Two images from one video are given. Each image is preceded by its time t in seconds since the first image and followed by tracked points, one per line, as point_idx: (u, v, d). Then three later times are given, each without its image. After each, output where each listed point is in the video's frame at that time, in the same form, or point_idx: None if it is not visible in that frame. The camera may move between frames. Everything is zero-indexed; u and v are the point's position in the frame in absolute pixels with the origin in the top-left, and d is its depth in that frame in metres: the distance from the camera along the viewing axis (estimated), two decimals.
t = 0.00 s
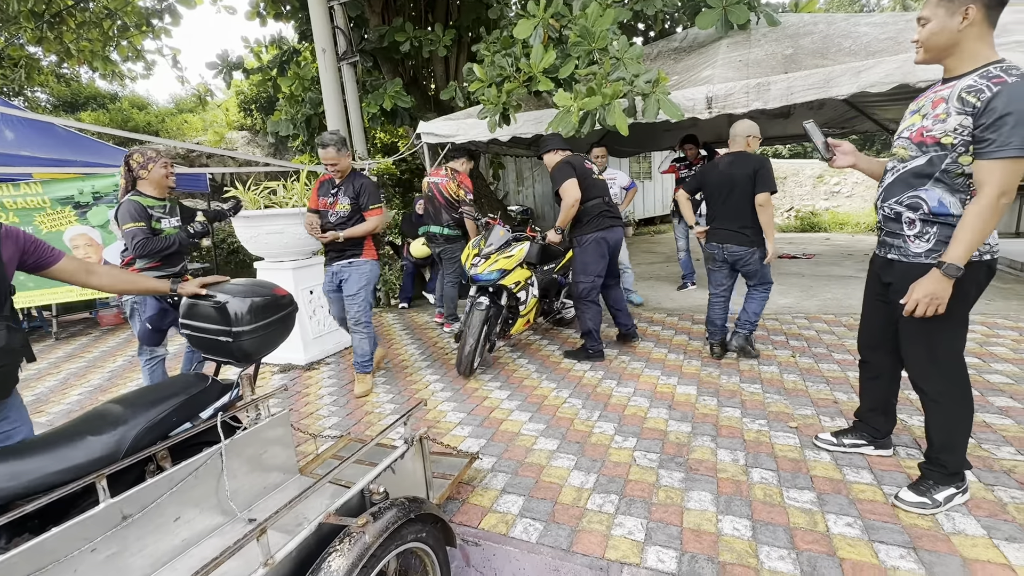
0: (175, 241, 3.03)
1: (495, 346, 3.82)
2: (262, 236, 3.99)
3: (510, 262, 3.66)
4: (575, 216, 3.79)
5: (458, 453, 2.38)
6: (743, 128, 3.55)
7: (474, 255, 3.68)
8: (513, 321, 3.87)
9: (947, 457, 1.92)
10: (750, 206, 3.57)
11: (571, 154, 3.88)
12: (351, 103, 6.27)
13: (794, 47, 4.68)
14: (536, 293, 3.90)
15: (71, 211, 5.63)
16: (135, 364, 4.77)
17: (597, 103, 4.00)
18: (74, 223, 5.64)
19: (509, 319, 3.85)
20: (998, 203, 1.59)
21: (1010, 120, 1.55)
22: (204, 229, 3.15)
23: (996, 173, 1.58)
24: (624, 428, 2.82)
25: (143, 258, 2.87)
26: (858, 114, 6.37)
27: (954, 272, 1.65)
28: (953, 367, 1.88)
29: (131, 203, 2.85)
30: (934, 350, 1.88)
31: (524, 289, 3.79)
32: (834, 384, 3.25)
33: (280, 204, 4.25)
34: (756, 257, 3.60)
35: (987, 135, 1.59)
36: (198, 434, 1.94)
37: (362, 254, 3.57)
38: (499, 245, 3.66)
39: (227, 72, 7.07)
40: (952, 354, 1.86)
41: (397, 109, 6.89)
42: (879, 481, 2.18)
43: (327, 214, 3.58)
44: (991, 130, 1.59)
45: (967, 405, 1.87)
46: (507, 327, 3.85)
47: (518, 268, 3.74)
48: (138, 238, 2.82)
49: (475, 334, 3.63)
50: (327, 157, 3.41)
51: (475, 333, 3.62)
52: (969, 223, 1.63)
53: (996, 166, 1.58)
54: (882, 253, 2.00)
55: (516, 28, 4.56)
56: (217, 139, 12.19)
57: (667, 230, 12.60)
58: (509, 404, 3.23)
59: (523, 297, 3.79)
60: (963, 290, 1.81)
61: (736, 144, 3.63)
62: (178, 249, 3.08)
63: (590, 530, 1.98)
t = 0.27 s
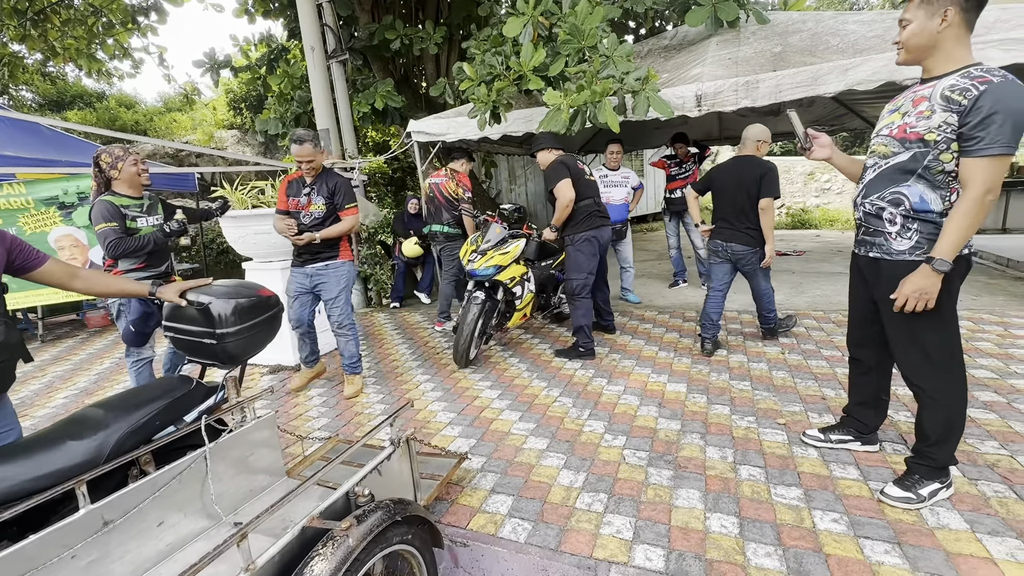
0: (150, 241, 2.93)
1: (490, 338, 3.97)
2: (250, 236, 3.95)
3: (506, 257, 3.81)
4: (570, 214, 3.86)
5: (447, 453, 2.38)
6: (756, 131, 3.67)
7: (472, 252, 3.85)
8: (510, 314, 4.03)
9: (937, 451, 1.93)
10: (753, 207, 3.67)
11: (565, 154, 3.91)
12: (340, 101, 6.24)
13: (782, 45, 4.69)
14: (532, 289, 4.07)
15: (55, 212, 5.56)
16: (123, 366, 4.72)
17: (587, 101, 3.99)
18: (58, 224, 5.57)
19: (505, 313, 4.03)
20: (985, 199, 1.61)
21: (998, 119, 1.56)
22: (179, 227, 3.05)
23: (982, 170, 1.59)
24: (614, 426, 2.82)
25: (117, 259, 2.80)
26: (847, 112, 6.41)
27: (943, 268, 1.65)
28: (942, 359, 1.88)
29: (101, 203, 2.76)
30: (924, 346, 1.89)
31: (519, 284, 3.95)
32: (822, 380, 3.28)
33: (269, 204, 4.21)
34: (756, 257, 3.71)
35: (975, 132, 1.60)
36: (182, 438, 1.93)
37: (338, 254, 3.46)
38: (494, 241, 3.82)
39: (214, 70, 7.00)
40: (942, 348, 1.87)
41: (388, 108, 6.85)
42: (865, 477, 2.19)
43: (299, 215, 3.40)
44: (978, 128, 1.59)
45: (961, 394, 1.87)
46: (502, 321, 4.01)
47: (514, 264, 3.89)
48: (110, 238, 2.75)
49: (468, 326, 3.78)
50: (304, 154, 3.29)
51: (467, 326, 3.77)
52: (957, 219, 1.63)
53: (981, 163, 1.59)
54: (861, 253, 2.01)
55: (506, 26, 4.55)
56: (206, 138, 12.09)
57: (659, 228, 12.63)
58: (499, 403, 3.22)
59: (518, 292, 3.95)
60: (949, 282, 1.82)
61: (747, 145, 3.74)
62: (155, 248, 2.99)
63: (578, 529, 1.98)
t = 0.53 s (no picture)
0: (116, 245, 2.86)
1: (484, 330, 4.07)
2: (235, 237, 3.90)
3: (497, 254, 3.91)
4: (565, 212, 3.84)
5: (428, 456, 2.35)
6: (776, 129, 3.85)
7: (465, 247, 3.96)
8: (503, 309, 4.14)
9: (924, 448, 1.89)
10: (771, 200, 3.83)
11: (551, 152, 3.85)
12: (327, 99, 6.18)
13: (771, 42, 4.68)
14: (525, 284, 4.18)
15: (34, 212, 5.48)
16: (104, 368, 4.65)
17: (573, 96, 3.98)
18: (37, 224, 5.48)
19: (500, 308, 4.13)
20: (967, 194, 1.58)
21: (977, 113, 1.54)
22: (146, 231, 2.97)
23: (963, 164, 1.57)
24: (599, 427, 2.80)
25: (81, 263, 2.74)
26: (836, 109, 6.42)
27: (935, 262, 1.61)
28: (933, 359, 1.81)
29: (70, 206, 2.71)
30: (912, 344, 1.83)
31: (510, 279, 4.06)
32: (808, 378, 3.28)
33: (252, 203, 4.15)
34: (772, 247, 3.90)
35: (955, 127, 1.58)
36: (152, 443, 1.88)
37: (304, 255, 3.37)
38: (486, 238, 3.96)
39: (199, 67, 6.91)
40: (931, 344, 1.80)
41: (377, 106, 6.80)
42: (848, 476, 2.18)
43: (258, 220, 3.17)
44: (959, 122, 1.58)
45: (951, 389, 1.80)
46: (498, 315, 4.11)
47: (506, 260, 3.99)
48: (74, 243, 2.70)
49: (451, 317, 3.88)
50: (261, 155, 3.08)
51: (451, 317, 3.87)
52: (941, 214, 1.61)
53: (962, 157, 1.57)
54: (844, 251, 1.99)
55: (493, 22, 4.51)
56: (194, 136, 11.96)
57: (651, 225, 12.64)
58: (485, 404, 3.19)
59: (510, 287, 4.06)
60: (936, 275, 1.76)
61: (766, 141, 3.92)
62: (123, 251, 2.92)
63: (558, 532, 1.96)
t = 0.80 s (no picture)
0: (64, 249, 2.72)
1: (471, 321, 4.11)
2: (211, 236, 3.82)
3: (486, 251, 3.95)
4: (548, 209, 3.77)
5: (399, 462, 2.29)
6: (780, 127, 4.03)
7: (455, 243, 3.96)
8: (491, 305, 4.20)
9: (901, 453, 1.84)
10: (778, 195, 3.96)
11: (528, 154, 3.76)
12: (311, 96, 6.09)
13: (759, 38, 4.62)
14: (514, 281, 4.22)
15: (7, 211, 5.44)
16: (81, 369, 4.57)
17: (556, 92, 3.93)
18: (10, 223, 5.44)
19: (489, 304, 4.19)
20: (940, 192, 1.54)
21: (949, 109, 1.49)
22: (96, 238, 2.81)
23: (935, 161, 1.52)
24: (578, 430, 2.75)
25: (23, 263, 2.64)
26: (826, 107, 6.39)
27: (907, 263, 1.56)
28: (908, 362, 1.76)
29: (28, 204, 2.63)
30: (888, 346, 1.78)
31: (499, 276, 4.10)
32: (792, 379, 3.23)
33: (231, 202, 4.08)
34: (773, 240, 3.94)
35: (927, 123, 1.53)
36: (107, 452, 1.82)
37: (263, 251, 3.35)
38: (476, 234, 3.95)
39: (182, 63, 6.80)
40: (907, 347, 1.76)
41: (363, 103, 6.71)
42: (826, 481, 2.14)
43: (209, 220, 3.08)
44: (930, 119, 1.53)
45: (928, 392, 1.76)
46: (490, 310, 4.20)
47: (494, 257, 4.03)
48: (19, 242, 2.61)
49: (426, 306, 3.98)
50: (204, 154, 2.93)
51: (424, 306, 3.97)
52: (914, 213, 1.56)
53: (934, 154, 1.52)
54: (821, 251, 1.94)
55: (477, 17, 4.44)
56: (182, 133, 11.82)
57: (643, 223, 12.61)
58: (464, 406, 3.14)
59: (498, 282, 4.11)
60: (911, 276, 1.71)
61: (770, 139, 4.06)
62: (72, 256, 2.78)
63: (528, 541, 1.91)
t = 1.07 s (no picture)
0: (21, 251, 2.67)
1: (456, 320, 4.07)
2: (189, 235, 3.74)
3: (474, 249, 3.88)
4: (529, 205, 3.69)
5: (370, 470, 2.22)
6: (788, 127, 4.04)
7: (442, 242, 3.90)
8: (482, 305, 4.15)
9: (884, 462, 1.78)
10: (782, 198, 4.00)
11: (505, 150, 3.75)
12: (297, 92, 6.00)
13: (750, 34, 4.55)
14: (503, 279, 4.15)
15: None
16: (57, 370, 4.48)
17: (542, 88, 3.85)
18: None
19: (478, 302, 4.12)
20: (916, 191, 1.47)
21: (924, 104, 1.42)
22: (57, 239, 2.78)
23: (911, 160, 1.45)
24: (558, 435, 2.68)
25: None
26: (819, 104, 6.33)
27: (874, 265, 1.52)
28: (887, 366, 1.69)
29: None
30: (866, 350, 1.72)
31: (488, 274, 4.04)
32: (778, 382, 3.17)
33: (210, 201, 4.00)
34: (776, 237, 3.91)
35: (903, 120, 1.46)
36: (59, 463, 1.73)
37: (230, 250, 3.27)
38: (464, 232, 3.88)
39: (166, 59, 6.70)
40: (886, 351, 1.69)
41: (351, 100, 6.61)
42: (808, 489, 2.08)
43: (170, 220, 3.01)
44: (906, 116, 1.46)
45: (910, 399, 1.69)
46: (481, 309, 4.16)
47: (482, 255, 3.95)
48: None
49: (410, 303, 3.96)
50: (158, 152, 2.86)
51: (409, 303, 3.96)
52: (888, 213, 1.50)
53: (910, 153, 1.45)
54: (802, 252, 1.87)
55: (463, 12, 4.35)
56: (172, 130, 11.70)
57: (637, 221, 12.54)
58: (443, 411, 3.06)
59: (487, 281, 4.04)
60: (890, 278, 1.65)
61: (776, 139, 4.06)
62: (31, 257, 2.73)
63: (498, 555, 1.84)
